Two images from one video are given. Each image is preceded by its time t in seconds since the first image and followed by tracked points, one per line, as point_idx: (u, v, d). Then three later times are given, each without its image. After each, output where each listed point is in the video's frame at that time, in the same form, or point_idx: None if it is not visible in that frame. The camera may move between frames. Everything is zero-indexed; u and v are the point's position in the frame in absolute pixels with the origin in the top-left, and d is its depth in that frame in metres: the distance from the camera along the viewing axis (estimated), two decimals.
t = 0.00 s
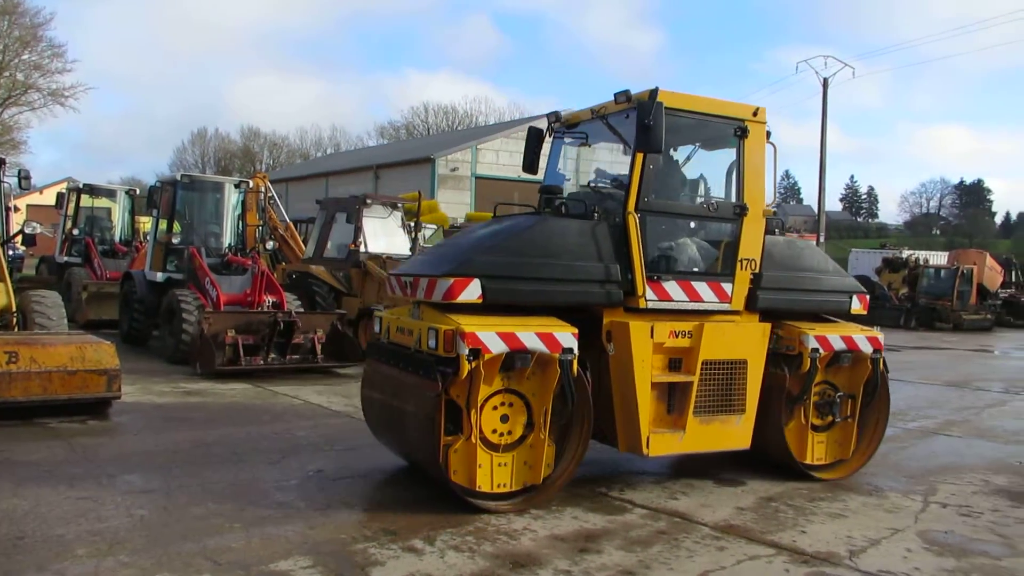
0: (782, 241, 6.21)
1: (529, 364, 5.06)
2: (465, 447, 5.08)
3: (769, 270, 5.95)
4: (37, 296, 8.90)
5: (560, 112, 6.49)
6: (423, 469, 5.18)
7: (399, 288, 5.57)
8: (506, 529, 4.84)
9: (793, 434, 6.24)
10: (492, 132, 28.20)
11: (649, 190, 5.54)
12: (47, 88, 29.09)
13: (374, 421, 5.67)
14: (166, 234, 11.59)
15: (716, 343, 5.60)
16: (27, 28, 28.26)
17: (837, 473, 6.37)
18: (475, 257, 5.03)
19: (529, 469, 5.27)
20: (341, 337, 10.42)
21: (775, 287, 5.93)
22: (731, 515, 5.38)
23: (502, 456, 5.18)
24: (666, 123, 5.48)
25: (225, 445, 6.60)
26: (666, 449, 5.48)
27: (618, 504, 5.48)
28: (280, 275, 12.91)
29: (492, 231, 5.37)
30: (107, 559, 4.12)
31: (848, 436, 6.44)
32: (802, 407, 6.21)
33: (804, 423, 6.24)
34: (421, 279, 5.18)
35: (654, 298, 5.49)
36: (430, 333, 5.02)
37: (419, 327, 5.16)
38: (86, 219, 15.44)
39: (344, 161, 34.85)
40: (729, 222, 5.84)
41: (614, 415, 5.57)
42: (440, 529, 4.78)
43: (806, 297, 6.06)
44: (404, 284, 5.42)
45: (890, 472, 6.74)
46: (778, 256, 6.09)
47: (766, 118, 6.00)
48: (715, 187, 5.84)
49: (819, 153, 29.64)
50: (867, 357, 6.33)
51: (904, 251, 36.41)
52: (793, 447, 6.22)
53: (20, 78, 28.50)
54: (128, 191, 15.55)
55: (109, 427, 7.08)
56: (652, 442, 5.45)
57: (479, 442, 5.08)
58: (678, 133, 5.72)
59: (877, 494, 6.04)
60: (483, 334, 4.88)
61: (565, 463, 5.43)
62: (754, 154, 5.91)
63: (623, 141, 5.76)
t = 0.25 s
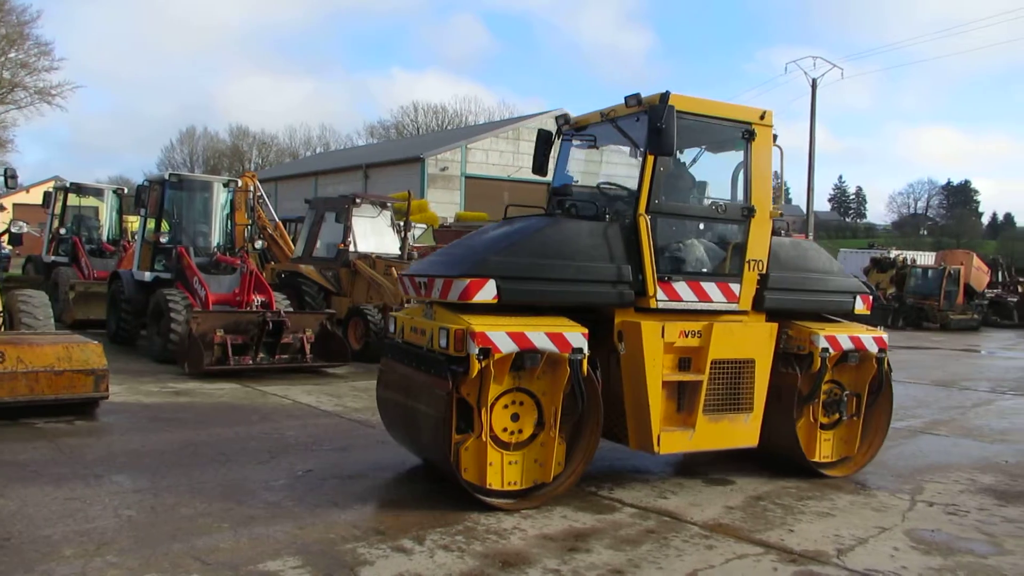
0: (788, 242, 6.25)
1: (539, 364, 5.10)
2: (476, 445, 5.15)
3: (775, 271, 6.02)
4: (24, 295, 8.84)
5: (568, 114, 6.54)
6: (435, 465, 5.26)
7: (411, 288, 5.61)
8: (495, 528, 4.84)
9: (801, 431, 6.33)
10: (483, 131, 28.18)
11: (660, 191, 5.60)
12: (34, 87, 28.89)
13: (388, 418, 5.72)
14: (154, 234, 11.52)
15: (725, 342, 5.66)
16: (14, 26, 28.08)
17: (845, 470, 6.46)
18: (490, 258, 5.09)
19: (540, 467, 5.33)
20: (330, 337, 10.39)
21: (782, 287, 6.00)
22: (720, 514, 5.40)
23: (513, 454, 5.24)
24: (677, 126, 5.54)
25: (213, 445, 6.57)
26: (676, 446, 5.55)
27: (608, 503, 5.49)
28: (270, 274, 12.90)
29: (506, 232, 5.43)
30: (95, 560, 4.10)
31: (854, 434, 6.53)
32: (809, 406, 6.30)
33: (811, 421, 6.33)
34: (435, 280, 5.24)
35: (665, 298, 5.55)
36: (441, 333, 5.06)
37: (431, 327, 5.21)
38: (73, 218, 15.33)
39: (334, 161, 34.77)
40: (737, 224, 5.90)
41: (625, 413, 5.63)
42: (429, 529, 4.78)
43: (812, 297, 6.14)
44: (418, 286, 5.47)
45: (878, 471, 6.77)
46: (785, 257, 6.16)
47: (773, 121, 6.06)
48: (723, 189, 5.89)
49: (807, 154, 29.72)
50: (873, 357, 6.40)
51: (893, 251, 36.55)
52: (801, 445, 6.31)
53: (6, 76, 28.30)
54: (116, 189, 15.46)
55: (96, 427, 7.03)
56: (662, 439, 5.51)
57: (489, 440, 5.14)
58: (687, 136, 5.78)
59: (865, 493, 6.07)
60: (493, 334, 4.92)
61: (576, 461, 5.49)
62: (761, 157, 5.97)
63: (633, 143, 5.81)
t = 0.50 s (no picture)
0: (793, 242, 6.38)
1: (549, 362, 5.17)
2: (487, 443, 5.21)
3: (781, 271, 6.12)
4: (10, 295, 8.77)
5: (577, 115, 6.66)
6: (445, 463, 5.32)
7: (424, 288, 5.65)
8: (484, 527, 4.84)
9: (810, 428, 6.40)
10: (472, 130, 28.16)
11: (670, 192, 5.70)
12: (19, 85, 28.64)
13: (401, 415, 5.76)
14: (141, 233, 11.46)
15: (733, 340, 5.76)
16: None
17: (849, 465, 6.60)
18: (506, 258, 5.17)
19: (551, 464, 5.40)
20: (317, 336, 10.37)
21: (788, 286, 6.11)
22: (707, 511, 5.42)
23: (524, 451, 5.31)
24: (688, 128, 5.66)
25: (200, 445, 6.55)
26: (685, 443, 5.64)
27: (596, 501, 5.50)
28: (257, 274, 12.89)
29: (518, 232, 5.50)
30: (82, 562, 4.08)
31: (856, 430, 6.67)
32: (817, 403, 6.39)
33: (819, 418, 6.42)
34: (450, 280, 5.28)
35: (675, 298, 5.63)
36: (453, 332, 5.13)
37: (442, 326, 5.27)
38: (58, 216, 15.13)
39: (322, 159, 34.63)
40: (744, 224, 6.01)
41: (636, 410, 5.71)
42: (418, 528, 4.78)
43: (817, 296, 6.26)
44: (432, 285, 5.52)
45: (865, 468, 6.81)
46: (790, 257, 6.27)
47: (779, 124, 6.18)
48: (731, 190, 6.00)
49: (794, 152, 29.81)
50: (876, 355, 6.55)
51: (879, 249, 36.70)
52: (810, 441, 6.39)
53: None
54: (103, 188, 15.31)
55: (83, 428, 6.99)
56: (673, 436, 5.60)
57: (501, 438, 5.21)
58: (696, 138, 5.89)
59: (851, 490, 6.11)
60: (503, 333, 5.00)
61: (586, 458, 5.57)
62: (767, 158, 6.08)
63: (641, 144, 5.90)
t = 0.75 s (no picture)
0: (789, 240, 6.52)
1: (553, 358, 5.25)
2: (492, 438, 5.29)
3: (779, 268, 6.23)
4: None
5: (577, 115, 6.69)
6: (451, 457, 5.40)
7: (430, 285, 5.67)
8: (466, 523, 4.85)
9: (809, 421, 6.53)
10: (457, 126, 28.11)
11: (674, 190, 5.77)
12: None
13: (408, 412, 5.84)
14: (120, 229, 11.35)
15: (733, 336, 5.84)
16: None
17: (844, 457, 6.74)
18: (514, 255, 5.21)
19: (556, 459, 5.48)
20: (299, 331, 10.37)
21: (786, 283, 6.22)
22: (689, 506, 5.46)
23: (529, 446, 5.39)
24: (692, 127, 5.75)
25: (181, 443, 6.50)
26: (688, 437, 5.71)
27: (578, 496, 5.52)
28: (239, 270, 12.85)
29: (524, 230, 5.54)
30: (61, 561, 4.05)
31: (851, 422, 6.81)
32: (816, 397, 6.51)
33: (817, 411, 6.55)
34: (459, 277, 5.32)
35: (678, 294, 5.70)
36: (459, 328, 5.20)
37: (449, 322, 5.34)
38: (36, 213, 14.85)
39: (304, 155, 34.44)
40: (743, 221, 6.10)
41: (639, 404, 5.79)
42: (401, 525, 4.78)
43: (813, 292, 6.39)
44: (437, 282, 5.54)
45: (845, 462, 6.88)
46: (787, 254, 6.39)
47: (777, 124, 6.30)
48: (731, 189, 6.08)
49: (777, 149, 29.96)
50: (871, 349, 6.70)
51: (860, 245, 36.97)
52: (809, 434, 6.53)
53: None
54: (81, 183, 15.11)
55: (62, 427, 6.92)
56: (676, 430, 5.67)
57: (506, 433, 5.29)
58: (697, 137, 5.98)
59: (832, 484, 6.17)
60: (508, 329, 5.07)
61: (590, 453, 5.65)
62: (766, 158, 6.19)
63: (643, 142, 5.93)
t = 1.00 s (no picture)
0: (777, 239, 6.66)
1: (551, 355, 5.26)
2: (490, 434, 5.32)
3: (768, 266, 6.34)
4: None
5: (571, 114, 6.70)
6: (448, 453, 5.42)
7: (429, 282, 5.70)
8: (439, 520, 4.84)
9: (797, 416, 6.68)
10: (434, 121, 28.03)
11: (670, 191, 5.85)
12: None
13: (405, 409, 5.86)
14: (91, 223, 11.23)
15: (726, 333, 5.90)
16: None
17: (829, 450, 6.90)
18: (516, 254, 5.25)
19: (552, 455, 5.52)
20: (272, 328, 10.26)
21: (774, 281, 6.34)
22: (662, 502, 5.49)
23: (526, 442, 5.43)
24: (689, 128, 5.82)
25: (151, 440, 6.43)
26: (681, 432, 5.77)
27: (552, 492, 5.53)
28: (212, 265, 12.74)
29: (523, 228, 5.57)
30: (27, 560, 3.99)
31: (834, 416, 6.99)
32: (804, 392, 6.66)
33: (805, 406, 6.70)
34: (460, 275, 5.36)
35: (673, 292, 5.76)
36: (457, 325, 5.22)
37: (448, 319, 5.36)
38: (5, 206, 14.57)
39: (279, 149, 34.17)
40: (736, 221, 6.18)
41: (633, 400, 5.83)
42: (374, 522, 4.76)
43: (800, 290, 6.54)
44: (438, 279, 5.59)
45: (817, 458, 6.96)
46: (776, 253, 6.52)
47: (767, 126, 6.39)
48: (723, 189, 6.16)
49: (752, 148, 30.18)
50: (855, 347, 6.90)
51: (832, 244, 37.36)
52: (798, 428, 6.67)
53: None
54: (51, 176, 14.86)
55: (29, 423, 6.82)
56: (670, 425, 5.73)
57: (503, 429, 5.32)
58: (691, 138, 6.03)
59: (802, 480, 6.24)
60: (506, 326, 5.08)
61: (586, 449, 5.70)
62: (756, 160, 6.28)
63: (639, 142, 5.98)
